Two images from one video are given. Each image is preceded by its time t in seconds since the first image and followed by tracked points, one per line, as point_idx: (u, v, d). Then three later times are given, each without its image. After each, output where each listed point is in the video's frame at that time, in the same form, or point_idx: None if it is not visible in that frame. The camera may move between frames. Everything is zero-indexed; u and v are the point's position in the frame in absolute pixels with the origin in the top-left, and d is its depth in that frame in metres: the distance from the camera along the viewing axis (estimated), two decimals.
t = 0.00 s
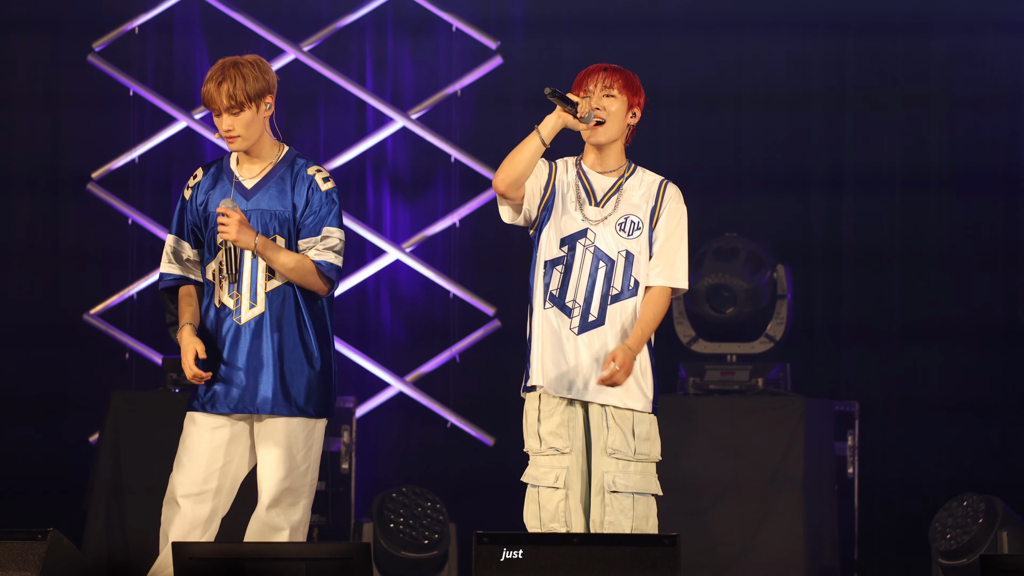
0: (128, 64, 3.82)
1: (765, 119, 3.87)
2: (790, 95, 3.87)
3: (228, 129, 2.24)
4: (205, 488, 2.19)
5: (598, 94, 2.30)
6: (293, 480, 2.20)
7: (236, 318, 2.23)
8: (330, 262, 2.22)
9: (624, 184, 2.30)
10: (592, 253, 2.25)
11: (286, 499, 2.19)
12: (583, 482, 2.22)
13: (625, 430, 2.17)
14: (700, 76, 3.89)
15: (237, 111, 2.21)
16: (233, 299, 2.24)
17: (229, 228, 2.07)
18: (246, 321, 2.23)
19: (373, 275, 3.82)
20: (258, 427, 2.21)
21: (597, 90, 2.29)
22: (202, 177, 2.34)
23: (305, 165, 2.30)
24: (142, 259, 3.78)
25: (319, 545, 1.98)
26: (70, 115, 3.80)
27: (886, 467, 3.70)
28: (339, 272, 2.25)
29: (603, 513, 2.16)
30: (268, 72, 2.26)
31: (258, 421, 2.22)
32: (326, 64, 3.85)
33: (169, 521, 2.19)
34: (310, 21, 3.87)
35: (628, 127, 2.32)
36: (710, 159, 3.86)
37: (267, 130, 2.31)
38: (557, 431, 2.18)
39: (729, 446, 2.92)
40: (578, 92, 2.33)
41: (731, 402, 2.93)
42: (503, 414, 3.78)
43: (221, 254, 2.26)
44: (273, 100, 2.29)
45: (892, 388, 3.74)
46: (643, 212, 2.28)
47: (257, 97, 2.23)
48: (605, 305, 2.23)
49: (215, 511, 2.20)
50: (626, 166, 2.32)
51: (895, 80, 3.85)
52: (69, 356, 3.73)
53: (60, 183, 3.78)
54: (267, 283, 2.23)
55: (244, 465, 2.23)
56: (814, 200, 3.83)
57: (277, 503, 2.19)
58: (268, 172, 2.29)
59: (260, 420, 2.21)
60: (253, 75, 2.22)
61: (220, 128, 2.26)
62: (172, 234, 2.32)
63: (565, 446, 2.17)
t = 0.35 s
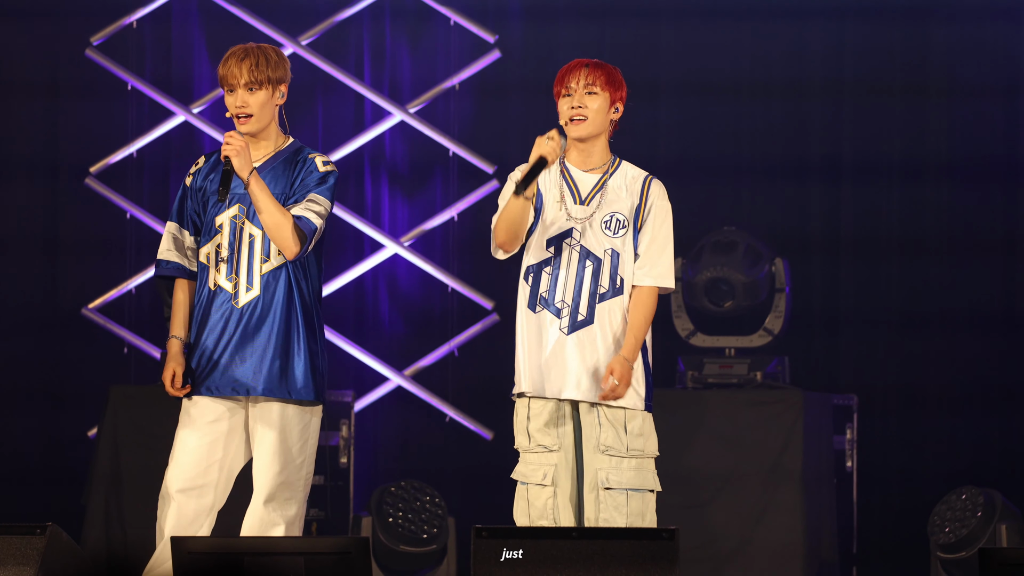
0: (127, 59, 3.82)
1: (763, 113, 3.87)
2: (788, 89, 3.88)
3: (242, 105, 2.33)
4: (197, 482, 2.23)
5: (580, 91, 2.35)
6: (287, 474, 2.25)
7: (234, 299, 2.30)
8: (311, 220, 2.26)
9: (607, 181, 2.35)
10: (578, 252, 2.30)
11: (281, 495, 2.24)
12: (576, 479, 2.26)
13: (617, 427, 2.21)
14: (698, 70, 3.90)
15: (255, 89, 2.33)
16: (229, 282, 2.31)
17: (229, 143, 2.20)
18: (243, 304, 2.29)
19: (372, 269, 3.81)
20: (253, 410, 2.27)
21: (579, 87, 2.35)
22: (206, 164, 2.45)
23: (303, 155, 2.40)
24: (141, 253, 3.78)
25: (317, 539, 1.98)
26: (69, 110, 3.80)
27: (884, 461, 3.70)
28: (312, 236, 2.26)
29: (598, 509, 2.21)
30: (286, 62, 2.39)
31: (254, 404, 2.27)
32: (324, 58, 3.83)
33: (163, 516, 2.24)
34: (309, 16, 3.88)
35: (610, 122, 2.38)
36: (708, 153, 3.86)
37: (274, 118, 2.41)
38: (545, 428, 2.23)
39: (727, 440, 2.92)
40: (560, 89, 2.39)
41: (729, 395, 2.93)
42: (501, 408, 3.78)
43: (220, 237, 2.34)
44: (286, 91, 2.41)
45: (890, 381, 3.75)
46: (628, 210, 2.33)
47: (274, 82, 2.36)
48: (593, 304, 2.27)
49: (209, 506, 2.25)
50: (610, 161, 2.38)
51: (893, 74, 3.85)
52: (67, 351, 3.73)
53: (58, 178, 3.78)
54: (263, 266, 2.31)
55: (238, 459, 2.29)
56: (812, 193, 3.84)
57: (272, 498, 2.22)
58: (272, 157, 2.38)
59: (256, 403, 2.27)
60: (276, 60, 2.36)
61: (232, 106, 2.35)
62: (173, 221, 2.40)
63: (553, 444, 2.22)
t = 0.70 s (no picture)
0: (128, 55, 3.82)
1: (764, 108, 3.88)
2: (789, 84, 3.88)
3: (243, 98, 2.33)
4: (201, 479, 2.25)
5: (565, 86, 2.35)
6: (291, 471, 2.26)
7: (239, 293, 2.29)
8: (309, 214, 2.28)
9: (602, 173, 2.36)
10: (579, 247, 2.30)
11: (284, 491, 2.25)
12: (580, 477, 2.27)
13: (622, 424, 2.23)
14: (699, 65, 3.91)
15: (256, 83, 2.33)
16: (234, 276, 2.31)
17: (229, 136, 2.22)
18: (247, 297, 2.29)
19: (373, 264, 3.81)
20: (257, 403, 2.27)
21: (563, 82, 2.34)
22: (206, 161, 2.46)
23: (302, 151, 2.40)
24: (142, 249, 3.78)
25: (321, 534, 1.99)
26: (70, 106, 3.80)
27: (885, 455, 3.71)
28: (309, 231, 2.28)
29: (604, 506, 2.21)
30: (287, 58, 2.40)
31: (257, 397, 2.27)
32: (325, 53, 3.84)
33: (166, 513, 2.25)
34: (309, 12, 3.88)
35: (597, 114, 2.38)
36: (710, 148, 3.87)
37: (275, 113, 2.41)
38: (550, 425, 2.23)
39: (730, 434, 2.91)
40: (545, 84, 2.38)
41: (732, 389, 2.92)
42: (503, 403, 3.78)
43: (223, 234, 2.34)
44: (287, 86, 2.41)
45: (892, 376, 3.75)
46: (626, 200, 2.33)
47: (276, 76, 2.36)
48: (599, 298, 2.27)
49: (211, 502, 2.26)
50: (601, 153, 2.38)
51: (894, 68, 3.85)
52: (70, 347, 3.74)
53: (60, 174, 3.78)
54: (264, 258, 2.30)
55: (242, 456, 2.30)
56: (814, 188, 3.84)
57: (276, 495, 2.24)
58: (272, 152, 2.38)
59: (259, 396, 2.27)
60: (278, 55, 2.36)
61: (232, 100, 2.34)
62: (176, 221, 2.39)
63: (558, 441, 2.22)
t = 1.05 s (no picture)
0: (134, 52, 3.83)
1: (769, 104, 3.88)
2: (794, 80, 3.88)
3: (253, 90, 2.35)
4: (206, 476, 2.24)
5: (570, 86, 2.34)
6: (297, 467, 2.25)
7: (245, 289, 2.30)
8: (313, 200, 2.27)
9: (610, 167, 2.36)
10: (586, 240, 2.31)
11: (291, 488, 2.25)
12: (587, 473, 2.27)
13: (629, 420, 2.22)
14: (704, 62, 3.91)
15: (266, 75, 2.35)
16: (240, 272, 2.32)
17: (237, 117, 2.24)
18: (254, 292, 2.30)
19: (379, 261, 3.81)
20: (263, 399, 2.27)
21: (568, 82, 2.34)
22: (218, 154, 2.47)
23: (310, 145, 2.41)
24: (148, 247, 3.78)
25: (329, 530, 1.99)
26: (75, 103, 3.80)
27: (891, 450, 3.71)
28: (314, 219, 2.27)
29: (610, 503, 2.21)
30: (298, 57, 2.43)
31: (263, 394, 2.28)
32: (332, 50, 3.85)
33: (172, 510, 2.25)
34: (314, 8, 3.88)
35: (604, 111, 2.37)
36: (715, 144, 3.87)
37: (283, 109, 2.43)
38: (557, 421, 2.22)
39: (737, 430, 2.91)
40: (552, 84, 2.38)
41: (739, 385, 2.92)
42: (509, 400, 3.77)
43: (230, 230, 2.35)
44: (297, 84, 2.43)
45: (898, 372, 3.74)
46: (633, 194, 2.34)
47: (286, 72, 2.38)
48: (605, 291, 2.28)
49: (217, 500, 2.26)
50: (610, 148, 2.38)
51: (900, 64, 3.84)
52: (75, 345, 3.74)
53: (65, 172, 3.78)
54: (272, 254, 2.32)
55: (247, 452, 2.28)
56: (819, 184, 3.84)
57: (282, 491, 2.23)
58: (279, 146, 2.38)
59: (266, 392, 2.27)
60: (289, 52, 2.40)
61: (242, 92, 2.36)
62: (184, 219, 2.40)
63: (565, 437, 2.21)
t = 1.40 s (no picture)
0: (148, 58, 3.83)
1: (782, 108, 3.88)
2: (807, 84, 3.89)
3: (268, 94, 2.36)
4: (220, 482, 2.24)
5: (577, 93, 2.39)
6: (310, 473, 2.25)
7: (257, 294, 2.30)
8: (322, 206, 2.26)
9: (628, 173, 2.34)
10: (602, 246, 2.30)
11: (303, 493, 2.24)
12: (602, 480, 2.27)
13: (647, 423, 2.21)
14: (717, 66, 3.91)
15: (282, 80, 2.35)
16: (252, 278, 2.31)
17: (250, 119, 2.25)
18: (265, 297, 2.29)
19: (393, 266, 3.82)
20: (274, 404, 2.27)
21: (575, 89, 2.39)
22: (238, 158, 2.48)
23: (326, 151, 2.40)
24: (162, 252, 3.79)
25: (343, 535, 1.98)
26: (88, 108, 3.80)
27: (906, 455, 3.70)
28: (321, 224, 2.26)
29: (631, 506, 2.19)
30: (317, 63, 2.43)
31: (275, 399, 2.27)
32: (345, 55, 3.86)
33: (185, 516, 2.24)
34: (327, 13, 3.88)
35: (613, 116, 2.36)
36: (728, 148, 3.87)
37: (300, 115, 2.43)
38: (573, 426, 2.23)
39: (752, 435, 2.90)
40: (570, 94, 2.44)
41: (755, 390, 2.92)
42: (522, 405, 3.76)
43: (242, 235, 2.35)
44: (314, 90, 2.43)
45: (911, 376, 3.74)
46: (649, 199, 2.31)
47: (304, 78, 2.39)
48: (620, 297, 2.27)
49: (230, 506, 2.25)
50: (630, 153, 2.36)
51: (913, 68, 3.84)
52: (89, 350, 3.73)
53: (79, 178, 3.79)
54: (282, 259, 2.31)
55: (260, 460, 2.28)
56: (832, 188, 3.84)
57: (295, 497, 2.22)
58: (293, 152, 2.38)
59: (278, 397, 2.27)
60: (308, 58, 2.40)
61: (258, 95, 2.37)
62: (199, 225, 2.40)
63: (580, 442, 2.21)
